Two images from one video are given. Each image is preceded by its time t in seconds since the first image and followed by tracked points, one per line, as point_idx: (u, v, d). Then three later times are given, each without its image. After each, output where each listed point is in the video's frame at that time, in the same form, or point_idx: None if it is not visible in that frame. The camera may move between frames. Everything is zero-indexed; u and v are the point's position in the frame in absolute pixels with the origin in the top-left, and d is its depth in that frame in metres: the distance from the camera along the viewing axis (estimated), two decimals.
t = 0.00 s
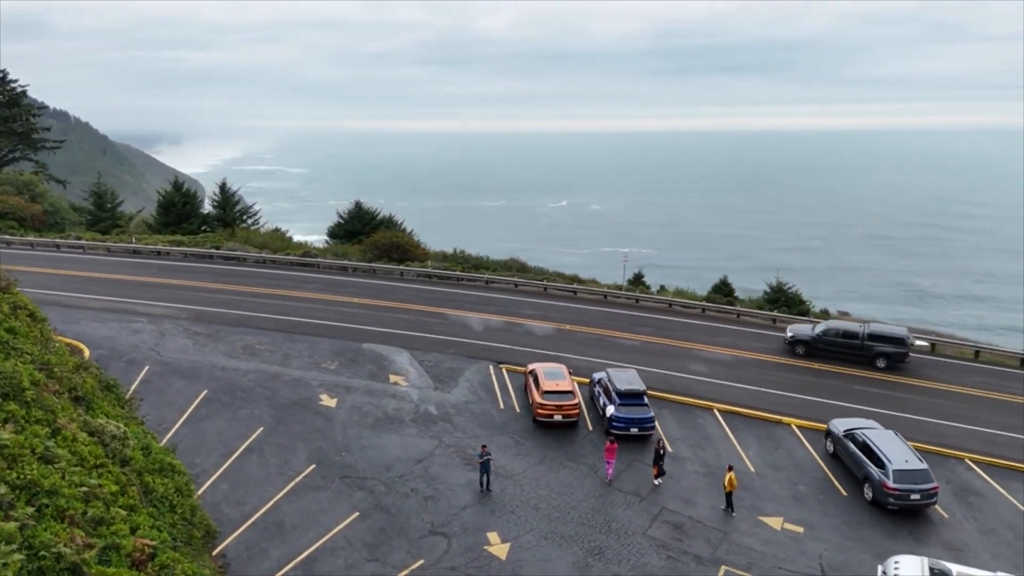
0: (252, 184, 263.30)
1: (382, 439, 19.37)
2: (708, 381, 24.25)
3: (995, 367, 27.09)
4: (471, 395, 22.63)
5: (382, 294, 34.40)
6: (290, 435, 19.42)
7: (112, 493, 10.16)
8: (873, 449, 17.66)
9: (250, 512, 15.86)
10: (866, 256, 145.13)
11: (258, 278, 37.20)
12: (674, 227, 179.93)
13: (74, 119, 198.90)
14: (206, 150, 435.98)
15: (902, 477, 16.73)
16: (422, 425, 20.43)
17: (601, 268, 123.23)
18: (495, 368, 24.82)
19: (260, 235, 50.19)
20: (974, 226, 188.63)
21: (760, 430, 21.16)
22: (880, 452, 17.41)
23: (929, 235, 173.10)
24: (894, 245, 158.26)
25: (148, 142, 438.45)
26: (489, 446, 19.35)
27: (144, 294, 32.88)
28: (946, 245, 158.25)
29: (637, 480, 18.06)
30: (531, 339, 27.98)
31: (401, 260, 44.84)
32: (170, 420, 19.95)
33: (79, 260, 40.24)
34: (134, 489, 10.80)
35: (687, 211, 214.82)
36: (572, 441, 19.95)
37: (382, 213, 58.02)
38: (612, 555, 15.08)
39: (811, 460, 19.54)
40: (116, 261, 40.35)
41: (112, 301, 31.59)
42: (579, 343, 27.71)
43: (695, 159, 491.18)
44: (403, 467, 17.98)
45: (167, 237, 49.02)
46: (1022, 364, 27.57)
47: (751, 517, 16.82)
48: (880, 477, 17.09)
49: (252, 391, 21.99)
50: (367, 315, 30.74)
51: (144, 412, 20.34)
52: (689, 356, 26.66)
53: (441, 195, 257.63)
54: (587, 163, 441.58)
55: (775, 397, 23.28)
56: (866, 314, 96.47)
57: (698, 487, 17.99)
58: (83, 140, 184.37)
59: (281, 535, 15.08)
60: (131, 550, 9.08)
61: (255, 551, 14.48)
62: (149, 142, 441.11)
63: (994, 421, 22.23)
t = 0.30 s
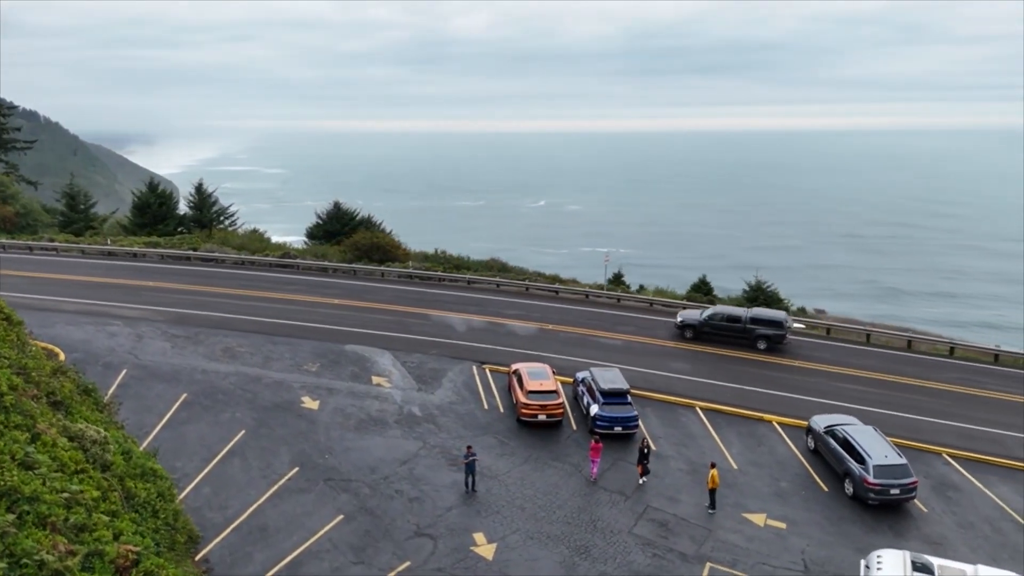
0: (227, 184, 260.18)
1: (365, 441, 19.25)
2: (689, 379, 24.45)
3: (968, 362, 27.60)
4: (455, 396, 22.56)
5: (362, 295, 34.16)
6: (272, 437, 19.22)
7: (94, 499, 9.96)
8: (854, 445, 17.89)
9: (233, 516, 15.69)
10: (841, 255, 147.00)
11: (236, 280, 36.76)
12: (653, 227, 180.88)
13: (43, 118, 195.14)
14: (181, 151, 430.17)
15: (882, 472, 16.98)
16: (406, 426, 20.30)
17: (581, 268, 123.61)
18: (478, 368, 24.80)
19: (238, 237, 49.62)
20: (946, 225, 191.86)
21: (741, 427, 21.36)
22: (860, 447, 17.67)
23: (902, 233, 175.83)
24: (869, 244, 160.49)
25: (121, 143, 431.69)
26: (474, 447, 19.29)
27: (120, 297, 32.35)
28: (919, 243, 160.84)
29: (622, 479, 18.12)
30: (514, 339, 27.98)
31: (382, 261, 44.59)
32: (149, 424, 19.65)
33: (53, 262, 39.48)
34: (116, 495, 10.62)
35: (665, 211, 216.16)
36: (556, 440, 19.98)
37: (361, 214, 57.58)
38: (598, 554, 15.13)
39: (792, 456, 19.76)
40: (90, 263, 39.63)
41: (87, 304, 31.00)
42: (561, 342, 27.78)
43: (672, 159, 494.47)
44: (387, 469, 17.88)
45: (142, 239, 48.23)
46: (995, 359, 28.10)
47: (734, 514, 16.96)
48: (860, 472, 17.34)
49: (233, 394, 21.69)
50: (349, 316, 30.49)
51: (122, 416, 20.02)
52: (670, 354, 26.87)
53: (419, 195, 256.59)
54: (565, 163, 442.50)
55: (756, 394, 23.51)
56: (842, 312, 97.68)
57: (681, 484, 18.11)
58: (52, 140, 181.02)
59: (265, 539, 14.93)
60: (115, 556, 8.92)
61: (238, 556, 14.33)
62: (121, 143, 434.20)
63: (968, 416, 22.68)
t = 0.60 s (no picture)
0: (201, 184, 256.62)
1: (347, 443, 19.08)
2: (670, 378, 24.60)
3: (943, 359, 28.07)
4: (436, 396, 22.48)
5: (342, 295, 33.92)
6: (252, 440, 19.01)
7: (72, 504, 9.80)
8: (832, 441, 18.13)
9: (213, 520, 15.50)
10: (816, 253, 148.89)
11: (213, 281, 36.27)
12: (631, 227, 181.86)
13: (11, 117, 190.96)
14: (154, 151, 423.82)
15: (860, 468, 17.22)
16: (387, 428, 20.19)
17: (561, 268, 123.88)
18: (460, 369, 24.74)
19: (216, 238, 49.06)
20: (918, 223, 195.17)
21: (722, 425, 21.53)
22: (838, 444, 17.89)
23: (876, 231, 178.58)
24: (843, 242, 162.77)
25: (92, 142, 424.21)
26: (456, 447, 19.25)
27: (95, 299, 31.82)
28: (891, 242, 163.40)
29: (604, 478, 18.20)
30: (495, 339, 27.97)
31: (362, 262, 44.35)
32: (125, 428, 19.33)
33: (25, 264, 38.73)
34: (94, 499, 10.44)
35: (643, 211, 217.41)
36: (538, 440, 20.00)
37: (340, 214, 57.13)
38: (581, 553, 15.16)
39: (772, 453, 19.97)
40: (64, 265, 38.94)
41: (61, 306, 30.46)
42: (542, 342, 27.81)
43: (650, 159, 497.42)
44: (369, 471, 17.77)
45: (116, 240, 47.46)
46: (968, 356, 28.58)
47: (716, 511, 17.09)
48: (839, 468, 17.55)
49: (211, 397, 21.42)
50: (329, 317, 30.26)
51: (98, 420, 19.70)
52: (651, 353, 27.00)
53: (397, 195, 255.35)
54: (543, 163, 443.08)
55: (736, 393, 23.71)
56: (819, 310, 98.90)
57: (664, 482, 18.23)
58: (21, 139, 177.04)
59: (246, 543, 14.77)
60: (94, 562, 8.76)
61: (219, 560, 14.17)
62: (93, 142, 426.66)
63: (943, 411, 23.08)
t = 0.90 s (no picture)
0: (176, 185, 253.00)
1: (327, 445, 18.95)
2: (650, 377, 24.73)
3: (917, 356, 28.50)
4: (417, 398, 22.37)
5: (321, 297, 33.64)
6: (231, 444, 18.77)
7: (46, 510, 9.63)
8: (810, 438, 18.35)
9: (191, 525, 15.31)
10: (792, 252, 150.71)
11: (189, 283, 35.77)
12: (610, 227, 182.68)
13: None
14: (127, 151, 417.32)
15: (837, 464, 17.46)
16: (368, 429, 20.07)
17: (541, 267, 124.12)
18: (441, 370, 24.66)
19: (192, 239, 48.42)
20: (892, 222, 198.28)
21: (701, 423, 21.69)
22: (816, 441, 18.11)
23: (851, 230, 181.16)
24: (818, 241, 164.96)
25: (63, 142, 416.41)
26: (437, 449, 19.17)
27: (67, 302, 31.22)
28: (865, 240, 165.88)
29: (586, 477, 18.25)
30: (476, 339, 27.94)
31: (340, 263, 43.99)
32: (101, 433, 19.01)
33: None
34: (68, 506, 10.26)
35: (621, 211, 218.45)
36: (520, 440, 20.00)
37: (318, 215, 56.60)
38: (564, 552, 15.20)
39: (751, 451, 20.16)
40: (35, 267, 38.16)
41: (32, 309, 29.85)
42: (523, 342, 27.83)
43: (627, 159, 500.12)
44: (350, 474, 17.64)
45: (89, 242, 46.61)
46: (941, 352, 29.10)
47: (697, 509, 17.21)
48: (817, 465, 17.78)
49: (188, 400, 21.12)
50: (308, 319, 30.00)
51: (72, 425, 19.34)
52: (631, 352, 27.13)
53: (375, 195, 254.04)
54: (521, 163, 443.41)
55: (715, 391, 23.92)
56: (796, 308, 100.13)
57: (645, 480, 18.32)
58: None
59: (225, 548, 14.61)
60: (70, 569, 8.61)
61: (197, 566, 13.99)
62: (64, 142, 418.88)
63: (918, 408, 23.46)
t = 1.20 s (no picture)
0: (150, 185, 249.34)
1: (307, 448, 18.78)
2: (630, 376, 24.85)
3: (893, 353, 28.92)
4: (398, 399, 22.27)
5: (301, 299, 33.32)
6: (209, 447, 18.55)
7: (19, 518, 9.43)
8: (789, 436, 18.54)
9: (168, 529, 15.12)
10: (770, 251, 152.20)
11: (165, 285, 35.23)
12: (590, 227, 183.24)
13: None
14: (101, 151, 410.55)
15: (815, 461, 17.65)
16: (348, 431, 19.95)
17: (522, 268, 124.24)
18: (422, 371, 24.55)
19: (167, 240, 47.75)
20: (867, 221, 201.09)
21: (681, 421, 21.84)
22: (794, 438, 18.31)
23: (827, 229, 183.52)
24: (795, 240, 167.00)
25: (34, 142, 408.64)
26: (418, 450, 19.11)
27: (40, 305, 30.62)
28: (840, 239, 167.90)
29: (567, 476, 18.29)
30: (457, 339, 27.90)
31: (318, 263, 43.62)
32: (75, 438, 18.66)
33: None
34: (43, 512, 10.07)
35: (600, 211, 219.12)
36: (502, 440, 19.99)
37: (295, 216, 56.09)
38: (545, 552, 15.22)
39: (730, 448, 20.35)
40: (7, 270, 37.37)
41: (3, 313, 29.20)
42: (504, 342, 27.81)
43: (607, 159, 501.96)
44: (330, 476, 17.51)
45: (62, 244, 45.75)
46: (916, 349, 29.56)
47: (677, 507, 17.32)
48: (795, 462, 17.98)
49: (165, 403, 20.81)
50: (287, 320, 29.70)
51: (46, 430, 18.99)
52: (611, 351, 27.25)
53: (354, 196, 252.46)
54: (501, 163, 443.07)
55: (696, 389, 24.10)
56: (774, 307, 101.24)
57: (625, 479, 18.42)
58: None
59: (204, 552, 14.44)
60: None
61: (176, 571, 13.80)
62: (34, 142, 411.03)
63: (894, 404, 23.82)
